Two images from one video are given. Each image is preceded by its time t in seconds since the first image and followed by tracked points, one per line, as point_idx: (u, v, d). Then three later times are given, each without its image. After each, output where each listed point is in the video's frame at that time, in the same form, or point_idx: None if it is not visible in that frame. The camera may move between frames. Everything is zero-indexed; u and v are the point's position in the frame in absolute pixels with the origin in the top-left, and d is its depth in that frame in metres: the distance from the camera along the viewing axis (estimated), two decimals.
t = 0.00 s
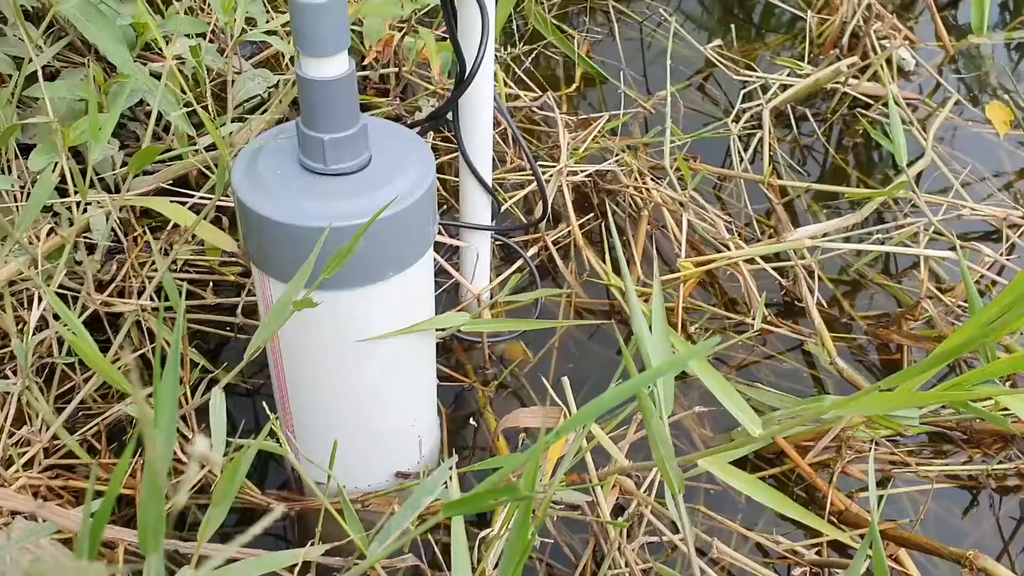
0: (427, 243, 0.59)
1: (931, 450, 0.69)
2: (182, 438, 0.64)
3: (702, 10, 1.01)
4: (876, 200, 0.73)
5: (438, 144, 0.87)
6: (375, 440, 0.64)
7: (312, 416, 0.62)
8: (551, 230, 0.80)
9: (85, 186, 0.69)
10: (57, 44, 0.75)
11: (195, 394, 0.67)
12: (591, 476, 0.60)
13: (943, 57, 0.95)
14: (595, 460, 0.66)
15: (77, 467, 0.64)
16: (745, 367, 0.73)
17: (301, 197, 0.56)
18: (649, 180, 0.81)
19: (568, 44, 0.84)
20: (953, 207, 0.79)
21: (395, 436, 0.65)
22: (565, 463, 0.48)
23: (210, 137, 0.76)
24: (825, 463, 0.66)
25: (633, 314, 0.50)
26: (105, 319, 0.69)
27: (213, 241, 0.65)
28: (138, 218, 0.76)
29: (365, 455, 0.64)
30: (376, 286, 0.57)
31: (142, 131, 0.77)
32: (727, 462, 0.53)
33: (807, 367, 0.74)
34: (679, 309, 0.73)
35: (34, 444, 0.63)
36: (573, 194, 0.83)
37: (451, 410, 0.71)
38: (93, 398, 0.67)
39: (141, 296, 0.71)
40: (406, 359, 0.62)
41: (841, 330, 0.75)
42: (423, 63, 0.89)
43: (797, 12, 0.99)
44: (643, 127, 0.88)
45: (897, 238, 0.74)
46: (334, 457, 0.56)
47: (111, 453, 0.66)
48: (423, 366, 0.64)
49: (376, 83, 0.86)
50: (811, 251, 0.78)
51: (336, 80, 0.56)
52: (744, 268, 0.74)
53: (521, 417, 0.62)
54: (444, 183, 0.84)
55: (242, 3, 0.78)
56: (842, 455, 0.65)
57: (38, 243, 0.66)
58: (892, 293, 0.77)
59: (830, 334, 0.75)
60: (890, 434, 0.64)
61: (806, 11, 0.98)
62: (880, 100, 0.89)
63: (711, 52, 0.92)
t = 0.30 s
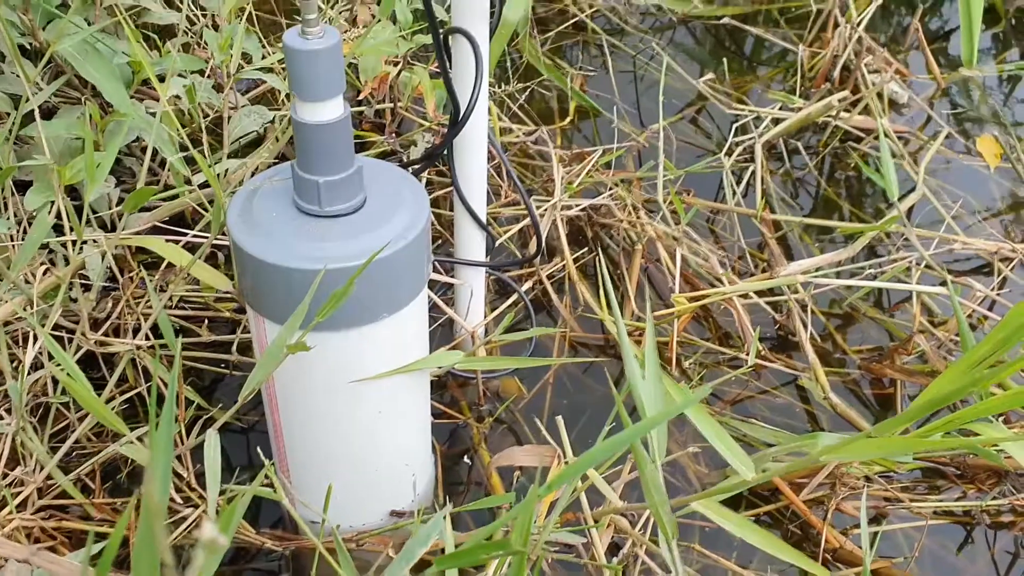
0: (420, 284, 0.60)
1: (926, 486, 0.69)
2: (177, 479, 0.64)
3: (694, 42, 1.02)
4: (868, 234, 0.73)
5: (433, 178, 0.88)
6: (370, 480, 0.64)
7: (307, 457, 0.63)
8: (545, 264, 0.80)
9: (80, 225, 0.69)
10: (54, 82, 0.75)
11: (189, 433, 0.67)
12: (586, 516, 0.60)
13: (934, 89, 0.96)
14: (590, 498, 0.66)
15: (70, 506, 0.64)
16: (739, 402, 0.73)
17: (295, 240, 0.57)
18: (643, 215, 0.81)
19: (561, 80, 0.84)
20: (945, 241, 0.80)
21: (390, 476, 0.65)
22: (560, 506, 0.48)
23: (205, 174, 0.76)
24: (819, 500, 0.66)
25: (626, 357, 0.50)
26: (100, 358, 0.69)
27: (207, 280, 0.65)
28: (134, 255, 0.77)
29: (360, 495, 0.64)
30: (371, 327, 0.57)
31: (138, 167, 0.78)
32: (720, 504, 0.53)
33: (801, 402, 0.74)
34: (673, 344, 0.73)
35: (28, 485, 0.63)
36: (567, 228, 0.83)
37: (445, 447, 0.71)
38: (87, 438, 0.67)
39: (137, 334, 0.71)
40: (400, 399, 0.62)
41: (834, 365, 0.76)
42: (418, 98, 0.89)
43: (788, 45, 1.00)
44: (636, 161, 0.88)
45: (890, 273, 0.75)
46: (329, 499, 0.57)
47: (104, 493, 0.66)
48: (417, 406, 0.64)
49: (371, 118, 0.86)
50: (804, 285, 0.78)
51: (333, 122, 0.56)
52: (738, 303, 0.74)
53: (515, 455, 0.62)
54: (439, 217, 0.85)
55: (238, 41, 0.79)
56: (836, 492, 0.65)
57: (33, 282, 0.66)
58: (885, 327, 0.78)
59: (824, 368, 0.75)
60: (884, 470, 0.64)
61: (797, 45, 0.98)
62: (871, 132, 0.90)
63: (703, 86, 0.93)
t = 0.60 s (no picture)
0: (412, 335, 0.60)
1: (919, 533, 0.69)
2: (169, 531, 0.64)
3: (685, 85, 1.03)
4: (858, 281, 0.74)
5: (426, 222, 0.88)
6: (363, 531, 0.64)
7: (299, 510, 0.63)
8: (539, 308, 0.80)
9: (74, 274, 0.69)
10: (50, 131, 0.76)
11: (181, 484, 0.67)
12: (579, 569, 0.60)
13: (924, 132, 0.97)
14: (583, 548, 0.66)
15: (60, 559, 0.64)
16: (732, 449, 0.73)
17: (288, 293, 0.57)
18: (635, 260, 0.81)
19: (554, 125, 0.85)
20: (935, 285, 0.80)
21: (383, 527, 0.65)
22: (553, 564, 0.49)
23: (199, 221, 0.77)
24: (812, 549, 0.66)
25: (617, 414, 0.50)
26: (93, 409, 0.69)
27: (200, 330, 0.66)
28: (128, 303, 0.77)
29: (353, 547, 0.64)
30: (363, 379, 0.58)
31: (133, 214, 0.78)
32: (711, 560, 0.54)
33: (794, 448, 0.74)
34: (667, 391, 0.73)
35: (18, 537, 0.63)
36: (560, 271, 0.83)
37: (438, 496, 0.71)
38: (79, 488, 0.67)
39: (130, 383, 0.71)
40: (391, 450, 0.62)
41: (827, 410, 0.76)
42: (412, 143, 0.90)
43: (778, 87, 1.01)
44: (628, 205, 0.89)
45: (881, 319, 0.75)
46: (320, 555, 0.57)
47: (95, 545, 0.66)
48: (409, 455, 0.64)
49: (365, 163, 0.87)
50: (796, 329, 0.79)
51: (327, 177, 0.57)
52: (731, 348, 0.75)
53: (509, 508, 0.62)
54: (432, 262, 0.85)
55: (234, 89, 0.80)
56: (829, 541, 0.65)
57: (27, 333, 0.66)
58: (877, 372, 0.78)
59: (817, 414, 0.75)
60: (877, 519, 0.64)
61: (787, 88, 0.99)
62: (861, 176, 0.90)
63: (694, 130, 0.94)
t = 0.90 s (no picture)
0: (407, 391, 0.61)
1: None
2: None
3: (677, 131, 1.05)
4: (851, 330, 0.74)
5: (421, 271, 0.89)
6: None
7: (294, 564, 0.64)
8: (533, 358, 0.80)
9: (70, 327, 0.69)
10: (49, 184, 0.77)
11: (175, 539, 0.67)
12: None
13: (914, 179, 0.98)
14: None
15: None
16: (727, 500, 0.73)
17: (284, 351, 0.57)
18: (629, 308, 0.81)
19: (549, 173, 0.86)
20: (927, 334, 0.81)
21: None
22: None
23: (196, 272, 0.77)
24: None
25: (613, 477, 0.51)
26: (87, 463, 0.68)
27: (196, 385, 0.66)
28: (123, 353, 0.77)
29: None
30: (357, 437, 0.58)
31: (130, 265, 0.79)
32: None
33: (789, 498, 0.74)
34: (661, 442, 0.73)
35: None
36: (554, 319, 0.83)
37: (432, 549, 0.71)
38: (72, 543, 0.66)
39: (125, 436, 0.70)
40: (384, 507, 0.63)
41: (821, 460, 0.76)
42: (407, 191, 0.91)
43: (769, 134, 1.02)
44: (623, 252, 0.89)
45: (874, 368, 0.75)
46: None
47: None
48: (403, 511, 0.65)
49: (361, 211, 0.87)
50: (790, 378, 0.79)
51: (324, 238, 0.57)
52: (725, 398, 0.75)
53: (505, 564, 0.62)
54: (427, 310, 0.85)
55: (232, 140, 0.80)
56: None
57: (23, 387, 0.66)
58: (871, 421, 0.78)
59: (811, 464, 0.75)
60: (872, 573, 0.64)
61: (778, 135, 1.01)
62: (852, 223, 0.91)
63: (687, 177, 0.95)
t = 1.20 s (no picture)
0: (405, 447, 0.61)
1: None
2: None
3: (672, 176, 1.06)
4: (846, 381, 0.75)
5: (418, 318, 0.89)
6: None
7: None
8: (530, 407, 0.80)
9: (69, 380, 0.70)
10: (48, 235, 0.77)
11: None
12: None
13: (906, 225, 0.99)
14: None
15: None
16: (724, 551, 0.73)
17: (283, 409, 0.57)
18: (626, 357, 0.81)
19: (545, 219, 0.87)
20: (921, 382, 0.81)
21: None
22: None
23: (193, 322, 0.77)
24: None
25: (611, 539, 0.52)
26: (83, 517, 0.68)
27: (195, 440, 0.67)
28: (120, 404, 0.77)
29: None
30: (356, 495, 0.59)
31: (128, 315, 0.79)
32: None
33: (786, 549, 0.74)
34: (659, 493, 0.73)
35: None
36: (550, 368, 0.83)
37: None
38: None
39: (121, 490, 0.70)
40: (382, 560, 0.64)
41: (818, 510, 0.76)
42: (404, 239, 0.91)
43: (763, 179, 1.03)
44: (619, 299, 0.89)
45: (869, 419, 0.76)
46: None
47: None
48: (401, 563, 0.66)
49: (358, 259, 0.88)
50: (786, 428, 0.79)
51: (323, 296, 0.58)
52: (722, 449, 0.75)
53: None
54: (424, 359, 0.85)
55: (232, 191, 0.81)
56: None
57: (20, 442, 0.66)
58: (867, 470, 0.78)
59: (808, 514, 0.75)
60: None
61: (772, 181, 1.02)
62: (846, 270, 0.92)
63: (682, 223, 0.95)
